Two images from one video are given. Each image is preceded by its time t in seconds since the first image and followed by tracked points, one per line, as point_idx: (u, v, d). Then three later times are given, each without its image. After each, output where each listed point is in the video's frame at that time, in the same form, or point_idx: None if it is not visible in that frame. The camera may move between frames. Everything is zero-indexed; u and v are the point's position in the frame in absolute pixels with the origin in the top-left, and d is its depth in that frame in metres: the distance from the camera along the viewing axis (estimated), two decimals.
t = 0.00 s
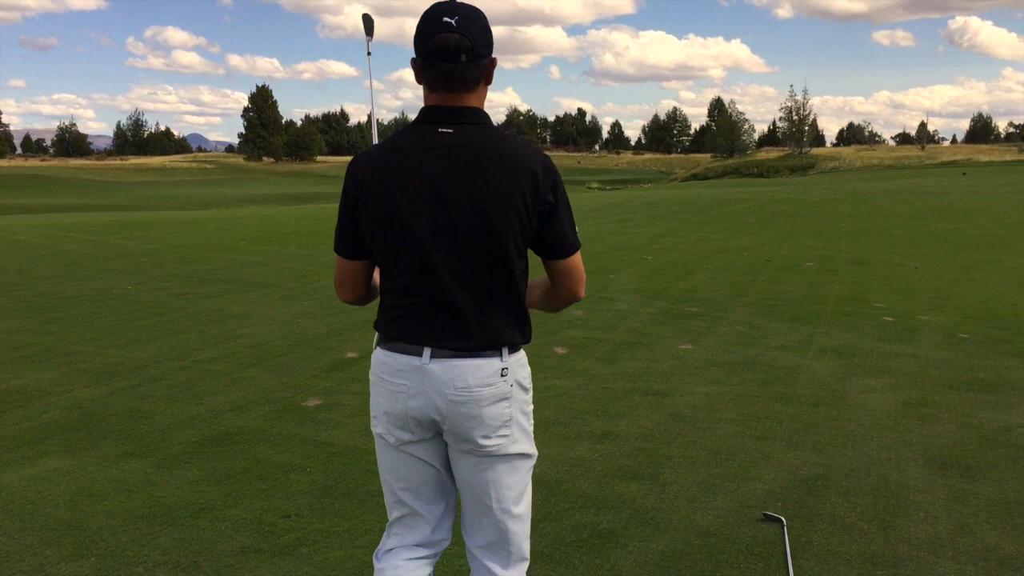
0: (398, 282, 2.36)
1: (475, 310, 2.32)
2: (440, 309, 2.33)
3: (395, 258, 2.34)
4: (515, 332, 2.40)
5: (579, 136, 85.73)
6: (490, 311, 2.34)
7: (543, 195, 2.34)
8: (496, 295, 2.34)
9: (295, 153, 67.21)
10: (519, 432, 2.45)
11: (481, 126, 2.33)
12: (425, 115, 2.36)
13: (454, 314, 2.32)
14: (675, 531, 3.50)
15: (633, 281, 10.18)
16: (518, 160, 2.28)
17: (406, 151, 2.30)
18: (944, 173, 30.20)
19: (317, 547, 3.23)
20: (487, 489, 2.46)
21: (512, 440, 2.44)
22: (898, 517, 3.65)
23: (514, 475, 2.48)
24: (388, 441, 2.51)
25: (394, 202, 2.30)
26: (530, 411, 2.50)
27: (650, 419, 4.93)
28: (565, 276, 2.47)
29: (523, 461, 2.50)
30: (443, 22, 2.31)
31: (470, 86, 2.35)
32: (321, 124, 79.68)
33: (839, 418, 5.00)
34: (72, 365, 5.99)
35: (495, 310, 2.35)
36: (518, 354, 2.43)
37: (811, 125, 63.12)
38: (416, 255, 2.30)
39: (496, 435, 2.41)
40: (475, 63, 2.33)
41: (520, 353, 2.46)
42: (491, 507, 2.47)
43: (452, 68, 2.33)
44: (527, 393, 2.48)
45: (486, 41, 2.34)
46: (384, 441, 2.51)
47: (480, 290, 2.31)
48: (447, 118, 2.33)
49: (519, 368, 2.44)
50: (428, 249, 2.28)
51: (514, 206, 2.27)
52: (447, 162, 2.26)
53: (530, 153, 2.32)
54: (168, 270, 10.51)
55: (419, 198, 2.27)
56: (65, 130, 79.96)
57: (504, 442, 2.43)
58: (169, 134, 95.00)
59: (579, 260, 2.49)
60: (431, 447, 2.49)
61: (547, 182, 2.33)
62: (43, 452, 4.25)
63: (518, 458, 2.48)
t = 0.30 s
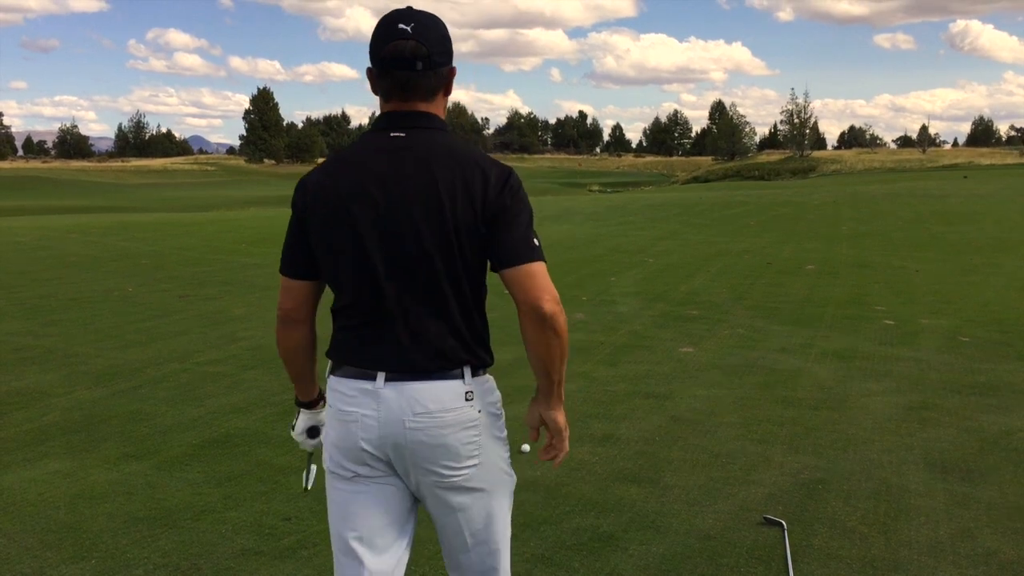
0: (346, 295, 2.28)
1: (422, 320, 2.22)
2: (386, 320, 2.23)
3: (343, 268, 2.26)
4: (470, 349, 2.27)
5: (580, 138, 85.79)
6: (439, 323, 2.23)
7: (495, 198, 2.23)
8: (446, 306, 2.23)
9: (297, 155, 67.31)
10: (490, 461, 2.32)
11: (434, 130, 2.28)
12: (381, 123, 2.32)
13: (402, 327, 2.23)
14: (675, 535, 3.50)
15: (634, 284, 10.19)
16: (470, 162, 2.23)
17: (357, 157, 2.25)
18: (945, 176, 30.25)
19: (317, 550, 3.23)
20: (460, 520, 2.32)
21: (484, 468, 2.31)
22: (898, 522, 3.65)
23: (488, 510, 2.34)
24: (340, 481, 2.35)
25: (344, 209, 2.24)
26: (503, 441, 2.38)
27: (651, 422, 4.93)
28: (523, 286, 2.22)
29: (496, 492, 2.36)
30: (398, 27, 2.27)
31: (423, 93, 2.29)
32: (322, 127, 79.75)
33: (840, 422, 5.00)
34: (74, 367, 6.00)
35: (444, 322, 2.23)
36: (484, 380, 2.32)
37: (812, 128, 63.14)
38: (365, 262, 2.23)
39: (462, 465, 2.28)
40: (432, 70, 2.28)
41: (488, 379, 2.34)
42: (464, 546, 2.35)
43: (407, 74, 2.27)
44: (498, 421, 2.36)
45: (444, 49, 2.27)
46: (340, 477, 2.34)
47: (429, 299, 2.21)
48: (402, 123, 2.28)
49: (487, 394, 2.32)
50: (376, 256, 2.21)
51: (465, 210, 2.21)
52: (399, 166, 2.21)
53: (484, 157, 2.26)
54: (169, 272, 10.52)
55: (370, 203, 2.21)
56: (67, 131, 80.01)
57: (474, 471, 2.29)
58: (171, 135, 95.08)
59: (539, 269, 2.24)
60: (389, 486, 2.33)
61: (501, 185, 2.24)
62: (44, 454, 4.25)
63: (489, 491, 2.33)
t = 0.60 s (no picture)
0: (324, 295, 2.28)
1: (399, 319, 2.21)
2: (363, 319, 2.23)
3: (321, 268, 2.27)
4: (448, 352, 2.24)
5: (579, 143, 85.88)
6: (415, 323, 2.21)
7: (472, 190, 2.21)
8: (424, 305, 2.21)
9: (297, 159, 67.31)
10: (473, 473, 2.26)
11: (409, 125, 2.28)
12: (358, 123, 2.34)
13: (378, 327, 2.22)
14: (676, 539, 3.49)
15: (633, 289, 10.18)
16: (446, 153, 2.22)
17: (334, 157, 2.27)
18: (945, 181, 30.27)
19: (317, 555, 3.22)
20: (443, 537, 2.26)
21: (465, 480, 2.25)
22: (899, 527, 3.65)
23: (475, 527, 2.27)
24: (322, 493, 2.35)
25: (321, 211, 2.25)
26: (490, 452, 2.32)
27: (650, 427, 4.94)
28: (496, 284, 2.20)
29: (483, 507, 2.28)
30: (379, 23, 2.28)
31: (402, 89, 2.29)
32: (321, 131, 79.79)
33: (839, 427, 5.00)
34: (74, 371, 5.99)
35: (421, 322, 2.21)
36: (464, 387, 2.27)
37: (811, 134, 63.21)
38: (343, 261, 2.23)
39: (441, 477, 2.22)
40: (412, 68, 2.29)
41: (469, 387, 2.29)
42: (453, 566, 2.28)
43: (387, 70, 2.28)
44: (483, 432, 2.30)
45: (425, 45, 2.29)
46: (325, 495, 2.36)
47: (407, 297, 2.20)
48: (377, 120, 2.29)
49: (467, 403, 2.27)
50: (354, 254, 2.22)
51: (441, 203, 2.19)
52: (374, 162, 2.22)
53: (461, 148, 2.25)
54: (168, 276, 10.51)
55: (346, 202, 2.22)
56: (67, 134, 80.02)
57: (453, 484, 2.24)
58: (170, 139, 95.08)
59: (512, 267, 2.21)
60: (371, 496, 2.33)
61: (478, 177, 2.22)
62: (45, 458, 4.25)
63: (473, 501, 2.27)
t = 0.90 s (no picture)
0: (337, 309, 2.26)
1: (413, 335, 2.19)
2: (377, 334, 2.22)
3: (333, 279, 2.25)
4: (463, 373, 2.23)
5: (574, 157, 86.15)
6: (429, 342, 2.20)
7: (497, 209, 2.19)
8: (439, 322, 2.20)
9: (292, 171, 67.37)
10: (479, 504, 2.24)
11: (428, 137, 2.25)
12: (373, 130, 2.32)
13: (392, 343, 2.21)
14: (675, 552, 3.50)
15: (629, 302, 10.20)
16: (468, 169, 2.20)
17: (347, 167, 2.25)
18: (937, 197, 30.40)
19: (316, 569, 3.21)
20: (444, 568, 2.25)
21: (470, 511, 2.23)
22: (897, 540, 3.66)
23: (478, 561, 2.25)
24: (330, 513, 2.38)
25: (333, 222, 2.23)
26: (498, 484, 2.30)
27: (648, 440, 4.94)
28: (524, 312, 2.23)
29: (488, 540, 2.26)
30: (393, 27, 2.26)
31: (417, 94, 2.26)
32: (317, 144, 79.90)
33: (836, 440, 5.01)
34: (69, 383, 5.97)
35: (436, 341, 2.20)
36: (478, 414, 2.26)
37: (805, 149, 63.51)
38: (356, 273, 2.21)
39: (446, 507, 2.21)
40: (427, 72, 2.26)
41: (483, 413, 2.28)
42: None
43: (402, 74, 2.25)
44: (493, 462, 2.28)
45: (440, 49, 2.27)
46: (331, 513, 2.37)
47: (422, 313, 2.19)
48: (394, 130, 2.27)
49: (479, 431, 2.26)
50: (368, 268, 2.20)
51: (463, 221, 2.17)
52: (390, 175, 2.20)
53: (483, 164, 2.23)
54: (163, 288, 10.49)
55: (360, 215, 2.20)
56: (62, 145, 79.92)
57: (457, 515, 2.22)
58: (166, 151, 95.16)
59: (541, 297, 2.24)
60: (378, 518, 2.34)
61: (501, 195, 2.19)
62: (42, 469, 4.23)
63: (481, 532, 2.25)
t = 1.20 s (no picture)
0: (371, 332, 2.23)
1: (447, 364, 2.18)
2: (410, 360, 2.20)
3: (367, 301, 2.22)
4: (496, 406, 2.23)
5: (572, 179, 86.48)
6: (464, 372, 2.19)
7: (542, 244, 2.18)
8: (474, 352, 2.19)
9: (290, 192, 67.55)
10: (508, 542, 2.26)
11: (471, 164, 2.24)
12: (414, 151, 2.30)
13: (425, 371, 2.19)
14: None
15: (627, 324, 10.22)
16: (513, 201, 2.18)
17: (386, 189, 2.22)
18: (934, 220, 30.51)
19: None
20: None
21: (500, 549, 2.25)
22: (896, 563, 3.65)
23: None
24: (354, 548, 2.36)
25: (370, 244, 2.21)
26: (526, 521, 2.32)
27: (648, 462, 4.93)
28: (561, 356, 2.23)
29: None
30: (440, 47, 2.25)
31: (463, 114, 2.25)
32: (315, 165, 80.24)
33: (836, 463, 5.00)
34: (68, 402, 5.97)
35: (470, 372, 2.19)
36: (510, 451, 2.27)
37: (802, 172, 63.81)
38: (392, 296, 2.19)
39: (477, 545, 2.22)
40: (475, 93, 2.25)
41: (514, 450, 2.29)
42: None
43: (447, 94, 2.24)
44: (521, 499, 2.30)
45: (488, 70, 2.26)
46: (353, 546, 2.36)
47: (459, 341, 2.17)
48: (436, 153, 2.25)
49: (511, 470, 2.27)
50: (405, 294, 2.17)
51: (506, 253, 2.16)
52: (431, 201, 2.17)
53: (529, 197, 2.21)
54: (163, 308, 10.50)
55: (399, 240, 2.18)
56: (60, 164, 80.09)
57: (488, 554, 2.23)
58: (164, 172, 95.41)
59: (580, 344, 2.24)
60: (401, 558, 2.32)
61: (546, 232, 2.19)
62: (40, 490, 4.22)
63: (507, 569, 2.28)
